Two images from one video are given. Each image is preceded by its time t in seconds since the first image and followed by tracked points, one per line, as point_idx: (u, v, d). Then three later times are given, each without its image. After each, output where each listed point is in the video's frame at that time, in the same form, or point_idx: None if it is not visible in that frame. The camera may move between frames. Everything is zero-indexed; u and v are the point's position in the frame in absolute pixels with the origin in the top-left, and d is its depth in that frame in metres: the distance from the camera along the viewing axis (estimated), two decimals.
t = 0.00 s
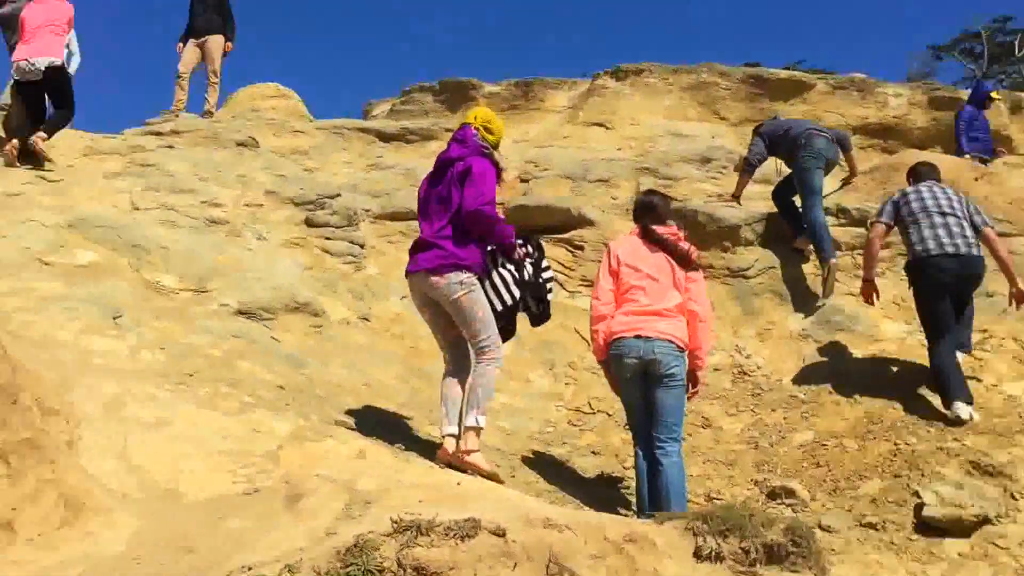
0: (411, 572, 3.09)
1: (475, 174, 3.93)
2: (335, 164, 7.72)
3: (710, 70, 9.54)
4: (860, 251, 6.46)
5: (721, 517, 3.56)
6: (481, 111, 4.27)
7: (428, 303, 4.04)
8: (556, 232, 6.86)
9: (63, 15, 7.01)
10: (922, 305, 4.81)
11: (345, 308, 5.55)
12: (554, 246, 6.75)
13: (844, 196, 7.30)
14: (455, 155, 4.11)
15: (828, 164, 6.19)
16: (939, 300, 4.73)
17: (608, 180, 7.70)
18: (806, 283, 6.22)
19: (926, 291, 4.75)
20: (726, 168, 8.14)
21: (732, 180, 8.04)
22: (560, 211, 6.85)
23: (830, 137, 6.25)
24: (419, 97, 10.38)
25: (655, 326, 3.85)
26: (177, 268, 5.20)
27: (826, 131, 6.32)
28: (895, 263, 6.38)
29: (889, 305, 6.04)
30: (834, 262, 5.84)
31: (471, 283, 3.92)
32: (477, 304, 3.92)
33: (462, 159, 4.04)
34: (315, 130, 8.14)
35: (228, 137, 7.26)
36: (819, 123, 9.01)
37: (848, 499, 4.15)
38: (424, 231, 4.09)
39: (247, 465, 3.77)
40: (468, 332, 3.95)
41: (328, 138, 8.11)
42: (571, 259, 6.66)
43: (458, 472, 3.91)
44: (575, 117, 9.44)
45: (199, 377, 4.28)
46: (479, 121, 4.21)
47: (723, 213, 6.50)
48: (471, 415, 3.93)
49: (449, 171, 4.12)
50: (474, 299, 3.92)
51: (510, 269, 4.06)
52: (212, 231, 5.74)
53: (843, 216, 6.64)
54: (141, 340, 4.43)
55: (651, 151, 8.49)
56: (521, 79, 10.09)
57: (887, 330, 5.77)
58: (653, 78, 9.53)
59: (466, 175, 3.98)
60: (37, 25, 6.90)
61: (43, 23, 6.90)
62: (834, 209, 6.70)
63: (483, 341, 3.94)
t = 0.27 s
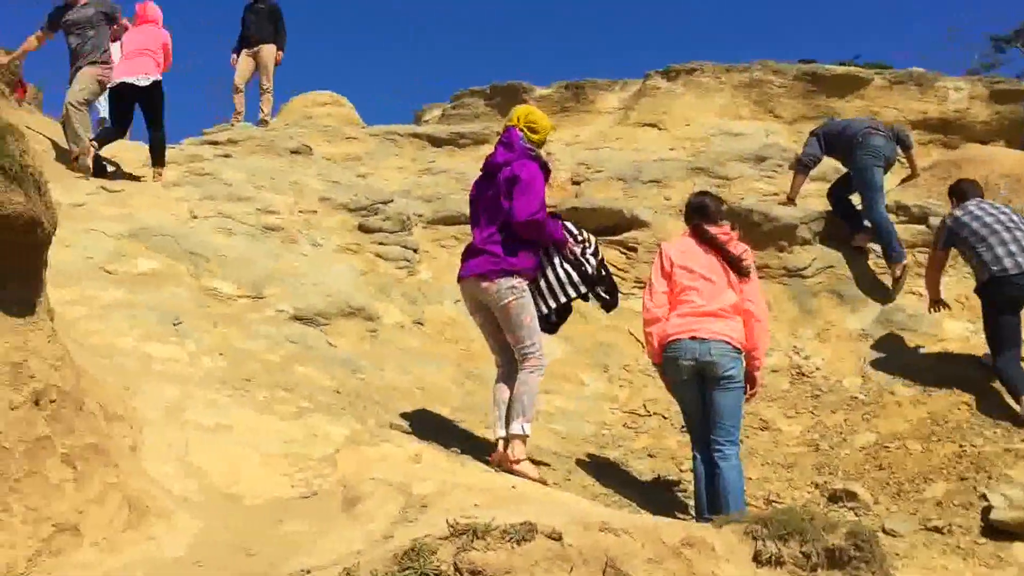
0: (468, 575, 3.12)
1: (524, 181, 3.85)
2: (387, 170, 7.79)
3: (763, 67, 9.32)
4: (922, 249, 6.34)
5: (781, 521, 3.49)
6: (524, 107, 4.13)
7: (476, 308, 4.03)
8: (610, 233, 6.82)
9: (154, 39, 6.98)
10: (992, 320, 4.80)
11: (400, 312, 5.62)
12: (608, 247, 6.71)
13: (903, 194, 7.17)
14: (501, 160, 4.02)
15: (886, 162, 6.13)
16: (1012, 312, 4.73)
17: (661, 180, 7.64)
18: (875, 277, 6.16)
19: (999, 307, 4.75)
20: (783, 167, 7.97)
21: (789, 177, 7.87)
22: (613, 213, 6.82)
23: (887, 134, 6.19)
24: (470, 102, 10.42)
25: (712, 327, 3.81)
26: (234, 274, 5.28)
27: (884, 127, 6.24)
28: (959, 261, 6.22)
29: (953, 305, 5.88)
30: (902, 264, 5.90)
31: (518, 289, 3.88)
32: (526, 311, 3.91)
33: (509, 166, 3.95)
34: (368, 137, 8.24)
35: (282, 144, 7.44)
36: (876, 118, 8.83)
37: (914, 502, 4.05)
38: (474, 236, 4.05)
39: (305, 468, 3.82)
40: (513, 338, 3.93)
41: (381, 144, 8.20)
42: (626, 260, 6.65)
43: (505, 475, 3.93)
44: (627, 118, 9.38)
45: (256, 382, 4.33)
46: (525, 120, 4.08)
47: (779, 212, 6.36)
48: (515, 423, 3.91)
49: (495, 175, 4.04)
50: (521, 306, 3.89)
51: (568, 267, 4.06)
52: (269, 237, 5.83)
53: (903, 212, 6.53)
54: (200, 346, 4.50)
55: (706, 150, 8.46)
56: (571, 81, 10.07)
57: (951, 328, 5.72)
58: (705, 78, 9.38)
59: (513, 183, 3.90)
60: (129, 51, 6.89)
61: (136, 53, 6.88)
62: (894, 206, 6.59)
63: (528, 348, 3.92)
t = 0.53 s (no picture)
0: None
1: (558, 186, 3.86)
2: (424, 174, 7.80)
3: (799, 69, 9.28)
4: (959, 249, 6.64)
5: (820, 521, 3.34)
6: (558, 108, 4.13)
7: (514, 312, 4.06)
8: (650, 235, 6.89)
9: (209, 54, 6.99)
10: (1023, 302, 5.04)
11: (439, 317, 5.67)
12: (645, 249, 6.78)
13: (939, 195, 7.17)
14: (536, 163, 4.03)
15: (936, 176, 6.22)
16: None
17: (697, 183, 7.66)
18: (923, 277, 6.28)
19: None
20: (818, 166, 8.02)
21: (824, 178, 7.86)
22: (651, 215, 6.88)
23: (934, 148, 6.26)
24: (506, 104, 10.34)
25: (751, 329, 3.83)
26: (273, 279, 5.32)
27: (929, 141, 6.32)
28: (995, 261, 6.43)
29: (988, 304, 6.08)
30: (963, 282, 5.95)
31: (555, 291, 3.90)
32: (563, 312, 3.92)
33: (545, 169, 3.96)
34: (405, 141, 8.26)
35: (318, 149, 7.60)
36: (910, 121, 8.77)
37: (953, 501, 4.11)
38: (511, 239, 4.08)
39: (345, 472, 3.82)
40: (551, 341, 3.94)
41: (418, 147, 8.21)
42: (663, 262, 6.69)
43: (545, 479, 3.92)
44: (662, 120, 9.35)
45: (298, 388, 4.34)
46: (561, 122, 4.08)
47: (815, 212, 6.49)
48: (554, 426, 3.91)
49: (531, 178, 4.05)
50: (558, 308, 3.91)
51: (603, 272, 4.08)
52: (305, 241, 5.88)
53: (940, 212, 6.85)
54: (239, 351, 4.52)
55: (742, 151, 8.47)
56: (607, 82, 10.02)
57: (987, 327, 5.83)
58: (740, 79, 9.33)
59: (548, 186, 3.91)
60: (189, 62, 6.87)
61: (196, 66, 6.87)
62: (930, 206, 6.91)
63: (566, 349, 3.93)
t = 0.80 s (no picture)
0: None
1: (564, 186, 3.86)
2: (430, 175, 7.80)
3: (804, 68, 9.26)
4: (965, 247, 6.70)
5: (828, 520, 3.31)
6: (565, 108, 4.13)
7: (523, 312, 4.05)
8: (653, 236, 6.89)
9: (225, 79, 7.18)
10: None
11: (447, 318, 5.69)
12: (652, 249, 6.78)
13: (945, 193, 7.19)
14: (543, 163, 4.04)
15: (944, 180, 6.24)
16: None
17: (703, 183, 7.66)
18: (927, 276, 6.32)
19: None
20: (825, 166, 7.94)
21: (831, 177, 7.86)
22: (657, 216, 6.87)
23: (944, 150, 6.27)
24: (513, 105, 10.34)
25: (760, 329, 3.84)
26: (280, 281, 5.33)
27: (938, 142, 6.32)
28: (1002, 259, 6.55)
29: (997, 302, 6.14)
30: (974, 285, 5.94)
31: (564, 293, 3.90)
32: (573, 313, 3.92)
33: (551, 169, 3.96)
34: (411, 142, 8.26)
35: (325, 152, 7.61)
36: (916, 120, 8.80)
37: (963, 500, 4.12)
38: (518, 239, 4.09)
39: (353, 474, 3.81)
40: (562, 343, 3.94)
41: (424, 149, 8.21)
42: (670, 263, 6.70)
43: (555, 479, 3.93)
44: (668, 120, 9.33)
45: (306, 390, 4.34)
46: (568, 122, 4.08)
47: (821, 212, 6.47)
48: (563, 428, 3.93)
49: (538, 178, 4.06)
50: (568, 311, 3.91)
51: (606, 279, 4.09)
52: (312, 243, 5.88)
53: (946, 211, 6.92)
54: (246, 353, 4.52)
55: (749, 151, 8.47)
56: (612, 83, 10.03)
57: (994, 326, 5.88)
58: (746, 79, 9.33)
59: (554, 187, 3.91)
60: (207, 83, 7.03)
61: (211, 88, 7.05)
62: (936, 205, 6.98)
63: (576, 352, 3.93)
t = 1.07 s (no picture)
0: None
1: (550, 183, 3.85)
2: (424, 176, 7.80)
3: (798, 67, 9.27)
4: (960, 246, 6.71)
5: (822, 519, 3.30)
6: (551, 103, 4.13)
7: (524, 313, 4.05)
8: (647, 235, 6.90)
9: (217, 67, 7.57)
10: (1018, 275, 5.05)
11: (441, 318, 5.69)
12: (647, 249, 6.80)
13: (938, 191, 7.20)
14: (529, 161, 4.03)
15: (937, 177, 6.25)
16: None
17: (697, 182, 7.67)
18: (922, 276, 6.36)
19: None
20: (819, 165, 8.00)
21: (825, 177, 7.91)
22: (651, 215, 6.87)
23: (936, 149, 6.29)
24: (507, 105, 10.36)
25: (759, 327, 3.84)
26: (274, 281, 5.32)
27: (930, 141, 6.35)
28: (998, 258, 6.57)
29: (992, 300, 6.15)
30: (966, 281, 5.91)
31: (564, 288, 3.90)
32: (574, 307, 3.92)
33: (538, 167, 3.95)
34: (406, 142, 8.25)
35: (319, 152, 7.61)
36: (910, 118, 8.82)
37: (957, 499, 4.12)
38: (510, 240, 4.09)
39: (347, 475, 3.81)
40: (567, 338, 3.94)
41: (418, 149, 8.21)
42: (664, 262, 6.71)
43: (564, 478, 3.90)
44: (663, 119, 9.33)
45: (299, 390, 4.34)
46: (554, 118, 4.07)
47: (816, 211, 6.46)
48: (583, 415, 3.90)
49: (526, 177, 4.05)
50: (569, 304, 3.91)
51: (600, 266, 4.10)
52: (306, 244, 5.88)
53: (939, 209, 6.88)
54: (240, 354, 4.52)
55: (743, 150, 8.47)
56: (606, 83, 10.04)
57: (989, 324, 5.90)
58: (740, 78, 9.33)
59: (541, 184, 3.90)
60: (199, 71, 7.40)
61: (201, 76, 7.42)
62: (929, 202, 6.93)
63: (582, 343, 3.93)
